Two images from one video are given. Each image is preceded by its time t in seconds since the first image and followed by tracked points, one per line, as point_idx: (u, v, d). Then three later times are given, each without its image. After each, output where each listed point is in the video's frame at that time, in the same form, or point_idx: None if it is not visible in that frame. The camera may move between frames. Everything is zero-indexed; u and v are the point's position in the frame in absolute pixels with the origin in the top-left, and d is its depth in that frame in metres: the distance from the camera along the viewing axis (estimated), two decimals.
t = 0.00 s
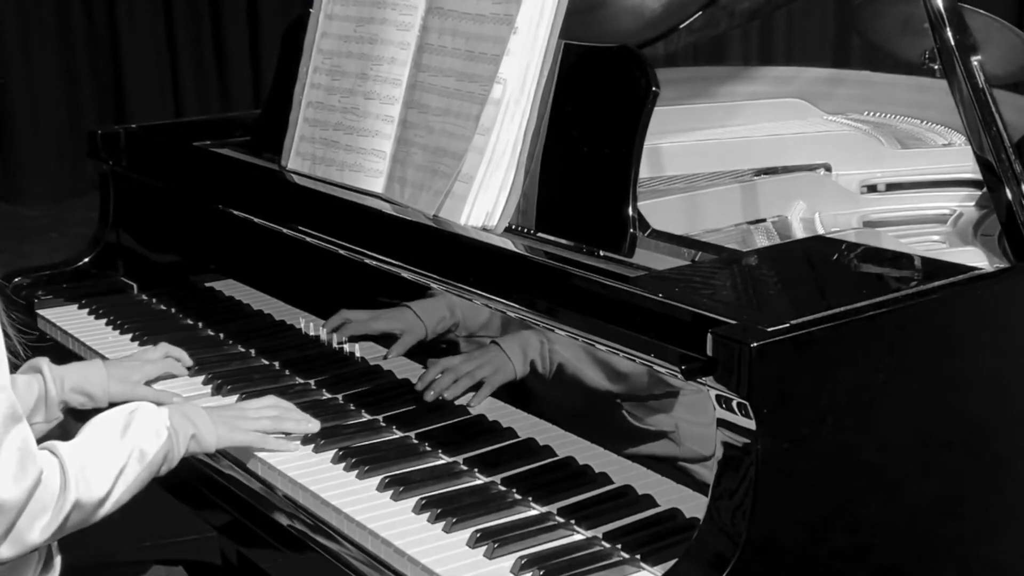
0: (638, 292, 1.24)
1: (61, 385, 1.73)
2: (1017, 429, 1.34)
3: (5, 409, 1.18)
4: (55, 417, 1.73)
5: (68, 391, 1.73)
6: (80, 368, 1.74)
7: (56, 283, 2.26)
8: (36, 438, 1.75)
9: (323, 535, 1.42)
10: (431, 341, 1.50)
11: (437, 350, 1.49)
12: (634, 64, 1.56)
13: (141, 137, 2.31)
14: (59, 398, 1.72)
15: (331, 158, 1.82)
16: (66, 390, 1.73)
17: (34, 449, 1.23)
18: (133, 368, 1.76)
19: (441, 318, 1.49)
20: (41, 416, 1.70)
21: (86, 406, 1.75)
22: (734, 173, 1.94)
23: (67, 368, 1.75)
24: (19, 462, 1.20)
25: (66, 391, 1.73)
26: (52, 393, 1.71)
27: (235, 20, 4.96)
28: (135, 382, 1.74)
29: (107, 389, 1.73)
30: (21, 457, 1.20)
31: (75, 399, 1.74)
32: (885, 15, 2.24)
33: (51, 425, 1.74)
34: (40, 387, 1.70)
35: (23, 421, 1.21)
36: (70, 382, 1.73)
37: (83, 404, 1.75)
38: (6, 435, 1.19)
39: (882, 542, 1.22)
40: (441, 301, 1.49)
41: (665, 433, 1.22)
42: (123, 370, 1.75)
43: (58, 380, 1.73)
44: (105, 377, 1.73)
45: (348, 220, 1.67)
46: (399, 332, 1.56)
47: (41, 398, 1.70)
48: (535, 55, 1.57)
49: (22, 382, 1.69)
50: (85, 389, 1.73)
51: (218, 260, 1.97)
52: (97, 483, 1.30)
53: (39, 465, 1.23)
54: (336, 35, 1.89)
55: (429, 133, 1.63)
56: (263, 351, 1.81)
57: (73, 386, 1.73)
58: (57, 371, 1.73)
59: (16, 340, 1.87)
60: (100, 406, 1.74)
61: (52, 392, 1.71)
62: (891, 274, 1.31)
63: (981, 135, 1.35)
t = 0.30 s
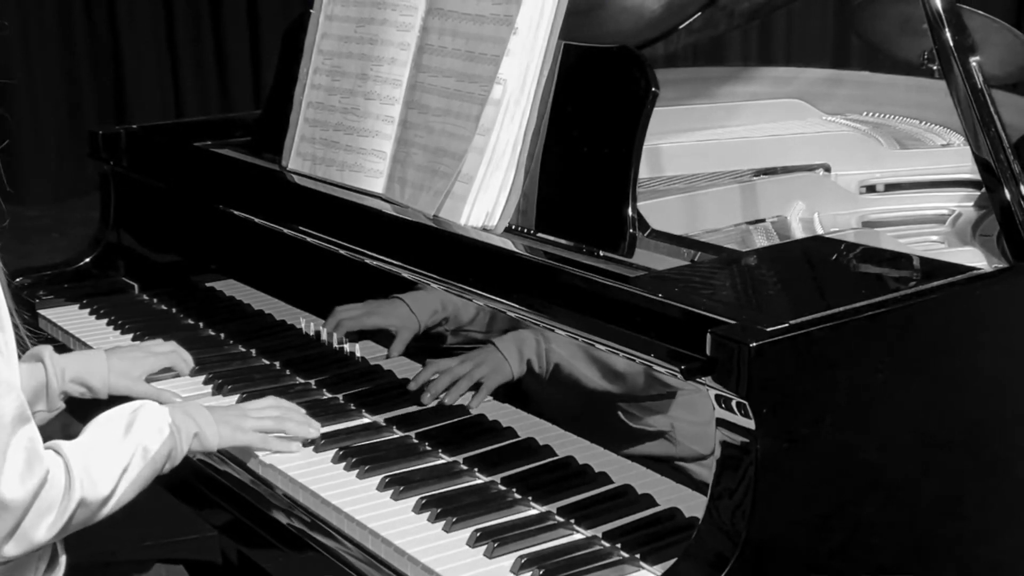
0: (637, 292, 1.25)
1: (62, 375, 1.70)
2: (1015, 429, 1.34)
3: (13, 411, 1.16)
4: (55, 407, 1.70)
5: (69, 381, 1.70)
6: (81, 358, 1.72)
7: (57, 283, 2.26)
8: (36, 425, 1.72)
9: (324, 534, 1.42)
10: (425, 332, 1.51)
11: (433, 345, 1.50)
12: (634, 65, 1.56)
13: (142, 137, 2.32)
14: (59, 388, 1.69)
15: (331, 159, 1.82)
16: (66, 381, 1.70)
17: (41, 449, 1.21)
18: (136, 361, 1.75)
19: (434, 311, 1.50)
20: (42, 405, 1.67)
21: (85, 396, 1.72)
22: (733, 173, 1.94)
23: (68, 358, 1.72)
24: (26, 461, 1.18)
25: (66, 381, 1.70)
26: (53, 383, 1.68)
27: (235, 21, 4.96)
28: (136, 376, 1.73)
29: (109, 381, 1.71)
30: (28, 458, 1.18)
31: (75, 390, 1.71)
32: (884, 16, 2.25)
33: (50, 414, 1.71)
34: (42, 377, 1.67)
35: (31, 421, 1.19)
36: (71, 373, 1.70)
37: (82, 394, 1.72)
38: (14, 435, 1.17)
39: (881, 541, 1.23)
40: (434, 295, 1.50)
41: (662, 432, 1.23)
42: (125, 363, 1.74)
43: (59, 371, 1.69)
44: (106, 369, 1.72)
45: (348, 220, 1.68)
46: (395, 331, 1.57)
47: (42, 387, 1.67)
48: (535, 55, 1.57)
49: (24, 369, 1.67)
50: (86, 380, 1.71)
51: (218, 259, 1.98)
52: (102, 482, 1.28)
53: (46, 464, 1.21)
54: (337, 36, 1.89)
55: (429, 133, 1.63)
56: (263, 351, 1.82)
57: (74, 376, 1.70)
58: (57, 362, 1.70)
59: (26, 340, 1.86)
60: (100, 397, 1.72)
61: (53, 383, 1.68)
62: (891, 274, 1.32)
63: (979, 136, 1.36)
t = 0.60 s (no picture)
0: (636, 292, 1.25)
1: (55, 389, 1.73)
2: (1013, 429, 1.35)
3: (14, 412, 1.15)
4: (51, 420, 1.74)
5: (63, 395, 1.73)
6: (73, 372, 1.74)
7: (58, 283, 2.26)
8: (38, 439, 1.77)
9: (324, 533, 1.42)
10: (427, 342, 1.51)
11: (434, 347, 1.50)
12: (633, 66, 1.57)
13: (142, 137, 2.32)
14: (53, 401, 1.72)
15: (332, 159, 1.83)
16: (60, 395, 1.73)
17: (42, 449, 1.20)
18: (126, 365, 1.76)
19: (437, 320, 1.50)
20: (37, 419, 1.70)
21: (82, 408, 1.75)
22: (733, 173, 1.94)
23: (61, 372, 1.75)
24: (27, 461, 1.18)
25: (60, 395, 1.73)
26: (46, 397, 1.71)
27: (236, 21, 4.97)
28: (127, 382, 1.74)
29: (102, 390, 1.73)
30: (28, 458, 1.18)
31: (69, 403, 1.74)
32: (883, 16, 2.26)
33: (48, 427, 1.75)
34: (34, 393, 1.70)
35: (33, 421, 1.19)
36: (63, 387, 1.73)
37: (78, 406, 1.75)
38: (15, 435, 1.16)
39: (880, 541, 1.23)
40: (438, 304, 1.50)
41: (660, 431, 1.24)
42: (114, 369, 1.75)
43: (51, 385, 1.72)
44: (98, 378, 1.73)
45: (348, 220, 1.67)
46: (398, 331, 1.57)
47: (35, 402, 1.70)
48: (535, 56, 1.57)
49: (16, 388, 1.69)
50: (79, 392, 1.73)
51: (219, 259, 1.98)
52: (103, 480, 1.28)
53: (47, 464, 1.21)
54: (337, 37, 1.90)
55: (430, 134, 1.64)
56: (264, 351, 1.82)
57: (68, 390, 1.73)
58: (50, 377, 1.73)
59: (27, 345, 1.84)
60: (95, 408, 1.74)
61: (46, 398, 1.71)
62: (890, 274, 1.32)
63: (978, 137, 1.36)
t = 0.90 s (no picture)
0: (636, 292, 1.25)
1: (58, 406, 1.70)
2: (1012, 429, 1.35)
3: (17, 413, 1.14)
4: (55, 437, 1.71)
5: (67, 412, 1.71)
6: (74, 388, 1.72)
7: (60, 283, 2.27)
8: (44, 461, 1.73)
9: (324, 533, 1.43)
10: (431, 354, 1.51)
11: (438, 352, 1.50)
12: (633, 66, 1.57)
13: (143, 138, 2.32)
14: (58, 418, 1.70)
15: (332, 160, 1.83)
16: (65, 411, 1.70)
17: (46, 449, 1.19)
18: (124, 374, 1.75)
19: (441, 335, 1.49)
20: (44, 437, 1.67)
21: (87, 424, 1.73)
22: (733, 173, 1.95)
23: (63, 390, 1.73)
24: (32, 462, 1.16)
25: (65, 412, 1.70)
26: (50, 414, 1.68)
27: (237, 21, 4.97)
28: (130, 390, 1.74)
29: (105, 403, 1.71)
30: (33, 458, 1.16)
31: (75, 419, 1.71)
32: (883, 17, 2.26)
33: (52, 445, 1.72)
34: (37, 409, 1.67)
35: (35, 422, 1.17)
36: (67, 403, 1.70)
37: (83, 423, 1.73)
38: (20, 436, 1.15)
39: (879, 540, 1.23)
40: (444, 319, 1.50)
41: (661, 432, 1.24)
42: (115, 378, 1.74)
43: (55, 403, 1.70)
44: (100, 392, 1.72)
45: (348, 220, 1.68)
46: (399, 335, 1.58)
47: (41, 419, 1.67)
48: (535, 56, 1.58)
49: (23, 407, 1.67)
50: (83, 407, 1.71)
51: (220, 260, 1.99)
52: (105, 481, 1.28)
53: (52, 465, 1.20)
54: (338, 37, 1.90)
55: (430, 134, 1.64)
56: (266, 351, 1.82)
57: (72, 407, 1.71)
58: (53, 394, 1.70)
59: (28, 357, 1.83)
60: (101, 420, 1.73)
61: (50, 414, 1.68)
62: (889, 274, 1.32)
63: (977, 137, 1.37)
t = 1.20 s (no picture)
0: (636, 292, 1.26)
1: (62, 389, 1.75)
2: (1010, 428, 1.35)
3: (25, 416, 1.14)
4: (56, 421, 1.74)
5: (70, 395, 1.75)
6: (80, 373, 1.76)
7: (61, 283, 2.27)
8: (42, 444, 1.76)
9: (325, 532, 1.43)
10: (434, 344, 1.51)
11: (440, 351, 1.50)
12: (632, 66, 1.58)
13: (145, 138, 2.33)
14: (61, 401, 1.74)
15: (333, 160, 1.84)
16: (68, 395, 1.74)
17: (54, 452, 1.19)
18: (132, 369, 1.79)
19: (442, 322, 1.50)
20: (44, 419, 1.70)
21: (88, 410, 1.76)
22: (733, 174, 1.96)
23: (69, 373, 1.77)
24: (40, 465, 1.17)
25: (68, 395, 1.74)
26: (53, 398, 1.71)
27: (238, 22, 4.97)
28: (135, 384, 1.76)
29: (109, 392, 1.75)
30: (41, 462, 1.17)
31: (76, 404, 1.75)
32: (882, 18, 2.26)
33: (51, 428, 1.75)
34: (42, 391, 1.70)
35: (43, 425, 1.17)
36: (71, 387, 1.74)
37: (84, 408, 1.76)
38: (29, 439, 1.15)
39: (877, 539, 1.24)
40: (443, 305, 1.50)
41: (662, 434, 1.24)
42: (122, 372, 1.77)
43: (59, 385, 1.74)
44: (105, 381, 1.75)
45: (348, 221, 1.70)
46: (401, 333, 1.58)
47: (44, 402, 1.70)
48: (535, 57, 1.58)
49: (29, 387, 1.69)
50: (86, 393, 1.75)
51: (221, 260, 1.99)
52: (112, 482, 1.29)
53: (60, 468, 1.20)
54: (339, 38, 1.90)
55: (431, 135, 1.65)
56: (266, 351, 1.82)
57: (75, 391, 1.75)
58: (58, 376, 1.74)
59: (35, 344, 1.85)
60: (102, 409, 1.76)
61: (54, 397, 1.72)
62: (887, 274, 1.33)
63: (976, 137, 1.37)
